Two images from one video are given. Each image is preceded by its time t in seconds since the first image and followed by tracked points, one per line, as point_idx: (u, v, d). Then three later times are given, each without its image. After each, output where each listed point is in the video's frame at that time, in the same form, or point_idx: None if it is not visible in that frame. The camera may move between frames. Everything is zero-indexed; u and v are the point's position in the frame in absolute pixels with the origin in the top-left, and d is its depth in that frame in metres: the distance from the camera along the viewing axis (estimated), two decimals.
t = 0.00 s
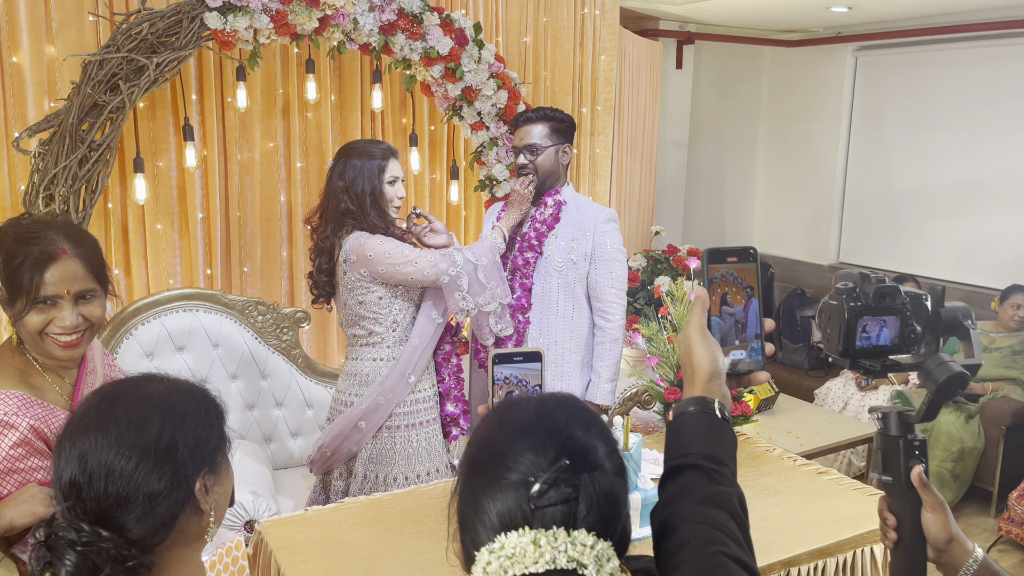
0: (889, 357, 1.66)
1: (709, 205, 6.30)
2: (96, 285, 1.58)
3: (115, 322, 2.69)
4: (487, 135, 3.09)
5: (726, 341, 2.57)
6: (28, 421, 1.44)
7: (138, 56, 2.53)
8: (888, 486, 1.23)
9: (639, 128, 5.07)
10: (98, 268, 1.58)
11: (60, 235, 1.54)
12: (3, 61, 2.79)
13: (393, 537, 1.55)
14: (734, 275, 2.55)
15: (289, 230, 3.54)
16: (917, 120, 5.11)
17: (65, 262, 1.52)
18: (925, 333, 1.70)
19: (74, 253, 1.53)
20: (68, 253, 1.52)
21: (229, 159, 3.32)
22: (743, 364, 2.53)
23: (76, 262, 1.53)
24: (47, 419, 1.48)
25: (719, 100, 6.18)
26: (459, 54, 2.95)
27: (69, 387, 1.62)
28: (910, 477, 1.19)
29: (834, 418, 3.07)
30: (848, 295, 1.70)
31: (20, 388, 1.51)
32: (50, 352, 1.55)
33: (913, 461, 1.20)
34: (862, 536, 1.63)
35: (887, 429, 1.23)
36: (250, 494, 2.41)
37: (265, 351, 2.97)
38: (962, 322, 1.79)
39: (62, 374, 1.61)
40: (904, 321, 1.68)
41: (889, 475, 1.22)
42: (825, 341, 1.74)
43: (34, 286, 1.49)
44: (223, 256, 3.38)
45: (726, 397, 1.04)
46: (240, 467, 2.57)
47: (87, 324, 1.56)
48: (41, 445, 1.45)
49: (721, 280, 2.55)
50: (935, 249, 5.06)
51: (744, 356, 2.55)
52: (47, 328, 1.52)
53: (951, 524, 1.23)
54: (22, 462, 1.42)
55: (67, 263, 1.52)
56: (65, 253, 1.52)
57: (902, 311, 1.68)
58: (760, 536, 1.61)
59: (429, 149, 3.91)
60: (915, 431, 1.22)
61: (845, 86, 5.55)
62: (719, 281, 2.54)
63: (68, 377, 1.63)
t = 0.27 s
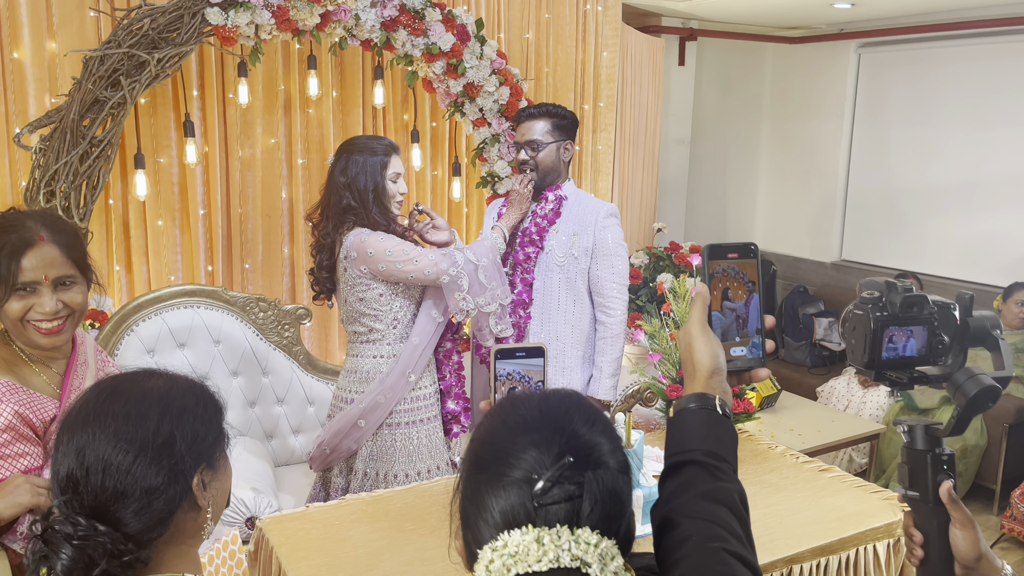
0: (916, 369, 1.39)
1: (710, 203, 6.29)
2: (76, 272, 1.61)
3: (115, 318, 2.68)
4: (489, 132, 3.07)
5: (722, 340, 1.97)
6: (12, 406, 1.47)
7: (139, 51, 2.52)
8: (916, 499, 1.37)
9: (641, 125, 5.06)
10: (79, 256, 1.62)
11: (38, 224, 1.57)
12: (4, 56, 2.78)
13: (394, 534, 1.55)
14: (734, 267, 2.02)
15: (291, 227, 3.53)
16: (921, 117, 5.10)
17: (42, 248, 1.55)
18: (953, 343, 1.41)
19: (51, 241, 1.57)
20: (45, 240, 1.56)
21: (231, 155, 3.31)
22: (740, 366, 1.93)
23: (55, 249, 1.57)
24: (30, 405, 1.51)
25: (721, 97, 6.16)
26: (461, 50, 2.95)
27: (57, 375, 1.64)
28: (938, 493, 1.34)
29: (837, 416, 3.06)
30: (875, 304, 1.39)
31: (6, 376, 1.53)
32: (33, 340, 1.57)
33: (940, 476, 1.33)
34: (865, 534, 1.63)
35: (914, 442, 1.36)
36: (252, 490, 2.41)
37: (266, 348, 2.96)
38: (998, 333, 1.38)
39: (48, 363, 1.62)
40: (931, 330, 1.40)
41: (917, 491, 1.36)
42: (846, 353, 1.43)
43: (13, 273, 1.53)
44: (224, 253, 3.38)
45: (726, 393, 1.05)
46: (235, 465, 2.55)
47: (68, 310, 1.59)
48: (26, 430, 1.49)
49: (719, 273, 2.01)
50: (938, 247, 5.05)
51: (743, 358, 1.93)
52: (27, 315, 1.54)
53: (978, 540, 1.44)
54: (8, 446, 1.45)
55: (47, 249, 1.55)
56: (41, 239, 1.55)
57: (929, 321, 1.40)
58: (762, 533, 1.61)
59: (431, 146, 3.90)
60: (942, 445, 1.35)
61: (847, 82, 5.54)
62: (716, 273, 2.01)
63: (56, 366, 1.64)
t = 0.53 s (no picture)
0: (943, 380, 1.60)
1: (712, 202, 6.29)
2: (68, 255, 1.66)
3: (116, 317, 2.68)
4: (490, 131, 3.08)
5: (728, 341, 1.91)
6: None
7: (140, 50, 2.52)
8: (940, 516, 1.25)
9: (642, 125, 5.06)
10: (71, 240, 1.67)
11: (30, 209, 1.63)
12: (6, 55, 2.78)
13: (396, 533, 1.54)
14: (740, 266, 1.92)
15: (292, 227, 3.53)
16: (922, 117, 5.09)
17: (32, 230, 1.61)
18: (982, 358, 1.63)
19: (42, 224, 1.62)
20: (36, 223, 1.62)
21: (232, 154, 3.31)
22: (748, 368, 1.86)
23: (45, 232, 1.62)
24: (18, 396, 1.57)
25: (723, 96, 6.15)
26: (462, 50, 2.95)
27: (53, 369, 1.68)
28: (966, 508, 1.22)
29: (838, 416, 3.06)
30: (902, 318, 1.63)
31: None
32: (28, 324, 1.62)
33: (969, 493, 1.22)
34: (867, 533, 1.63)
35: (941, 458, 1.24)
36: (252, 489, 2.41)
37: (266, 347, 2.96)
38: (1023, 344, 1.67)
39: (43, 356, 1.68)
40: (961, 343, 1.62)
41: (944, 508, 1.24)
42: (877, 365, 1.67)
43: (5, 255, 1.58)
44: (225, 252, 3.38)
45: (732, 391, 1.05)
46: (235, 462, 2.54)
47: (61, 293, 1.64)
48: (10, 422, 1.55)
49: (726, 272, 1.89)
50: (939, 247, 5.04)
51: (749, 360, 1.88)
52: (20, 297, 1.59)
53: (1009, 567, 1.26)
54: None
55: (37, 232, 1.61)
56: (31, 222, 1.61)
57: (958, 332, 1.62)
58: (764, 533, 1.60)
59: (432, 146, 3.90)
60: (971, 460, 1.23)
61: (849, 82, 5.53)
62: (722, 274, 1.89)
63: (52, 360, 1.69)
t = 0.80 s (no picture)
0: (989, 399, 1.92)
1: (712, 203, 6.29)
2: (66, 257, 1.66)
3: (116, 319, 2.69)
4: (491, 132, 3.08)
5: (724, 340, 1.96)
6: None
7: (141, 51, 2.52)
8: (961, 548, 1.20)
9: (642, 126, 5.06)
10: (69, 241, 1.66)
11: (27, 211, 1.63)
12: (7, 56, 2.79)
13: (395, 534, 1.54)
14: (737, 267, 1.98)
15: (293, 228, 3.53)
16: (923, 118, 5.09)
17: (29, 232, 1.60)
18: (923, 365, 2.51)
19: (39, 226, 1.62)
20: (32, 225, 1.61)
21: (232, 155, 3.31)
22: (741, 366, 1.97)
23: (42, 234, 1.62)
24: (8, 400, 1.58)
25: (723, 97, 6.15)
26: (462, 51, 2.95)
27: (49, 370, 1.69)
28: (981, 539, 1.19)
29: (839, 417, 3.06)
30: (926, 333, 2.50)
31: None
32: (26, 327, 1.62)
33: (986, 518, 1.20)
34: (866, 535, 1.62)
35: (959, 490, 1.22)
36: (252, 490, 2.41)
37: (266, 348, 2.96)
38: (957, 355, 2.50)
39: (38, 357, 1.68)
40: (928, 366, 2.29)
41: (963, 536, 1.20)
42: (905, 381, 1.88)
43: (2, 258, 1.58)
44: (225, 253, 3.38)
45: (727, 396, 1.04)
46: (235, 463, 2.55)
47: (59, 295, 1.64)
48: None
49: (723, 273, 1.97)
50: (940, 248, 5.04)
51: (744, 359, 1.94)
52: (18, 299, 1.60)
53: None
54: None
55: (36, 236, 1.61)
56: (28, 224, 1.61)
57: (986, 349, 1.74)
58: (763, 534, 1.60)
59: (432, 146, 3.90)
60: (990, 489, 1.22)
61: (849, 83, 5.53)
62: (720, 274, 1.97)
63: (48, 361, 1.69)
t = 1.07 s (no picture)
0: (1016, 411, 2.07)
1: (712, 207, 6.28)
2: (72, 261, 1.66)
3: (116, 321, 2.68)
4: (491, 134, 3.09)
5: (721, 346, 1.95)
6: None
7: (142, 53, 2.52)
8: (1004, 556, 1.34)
9: (642, 128, 5.06)
10: (75, 246, 1.66)
11: (34, 215, 1.62)
12: (7, 58, 2.79)
13: (395, 536, 1.54)
14: (734, 271, 1.99)
15: (293, 230, 3.53)
16: (923, 121, 5.10)
17: (36, 237, 1.60)
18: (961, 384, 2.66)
19: (45, 231, 1.62)
20: (39, 229, 1.61)
21: (233, 157, 3.31)
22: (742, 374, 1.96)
23: (48, 238, 1.62)
24: (16, 399, 1.57)
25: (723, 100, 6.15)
26: (463, 53, 2.95)
27: (55, 371, 1.69)
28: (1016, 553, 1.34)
29: (839, 419, 3.06)
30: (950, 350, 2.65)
31: None
32: (31, 330, 1.63)
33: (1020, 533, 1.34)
34: (867, 537, 1.62)
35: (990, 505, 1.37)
36: (252, 493, 2.40)
37: (267, 350, 2.96)
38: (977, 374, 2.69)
39: (46, 358, 1.68)
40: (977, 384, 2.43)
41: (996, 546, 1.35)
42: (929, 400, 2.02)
43: (9, 261, 1.58)
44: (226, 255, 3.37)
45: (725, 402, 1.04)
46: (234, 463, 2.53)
47: (64, 299, 1.64)
48: (7, 425, 1.54)
49: (719, 277, 1.99)
50: (940, 251, 5.04)
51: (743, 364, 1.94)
52: (24, 303, 1.59)
53: None
54: None
55: (45, 239, 1.61)
56: (35, 228, 1.61)
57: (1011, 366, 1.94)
58: (764, 537, 1.60)
59: (433, 148, 3.90)
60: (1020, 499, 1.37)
61: (849, 86, 5.54)
62: (716, 278, 1.98)
63: (55, 363, 1.69)
